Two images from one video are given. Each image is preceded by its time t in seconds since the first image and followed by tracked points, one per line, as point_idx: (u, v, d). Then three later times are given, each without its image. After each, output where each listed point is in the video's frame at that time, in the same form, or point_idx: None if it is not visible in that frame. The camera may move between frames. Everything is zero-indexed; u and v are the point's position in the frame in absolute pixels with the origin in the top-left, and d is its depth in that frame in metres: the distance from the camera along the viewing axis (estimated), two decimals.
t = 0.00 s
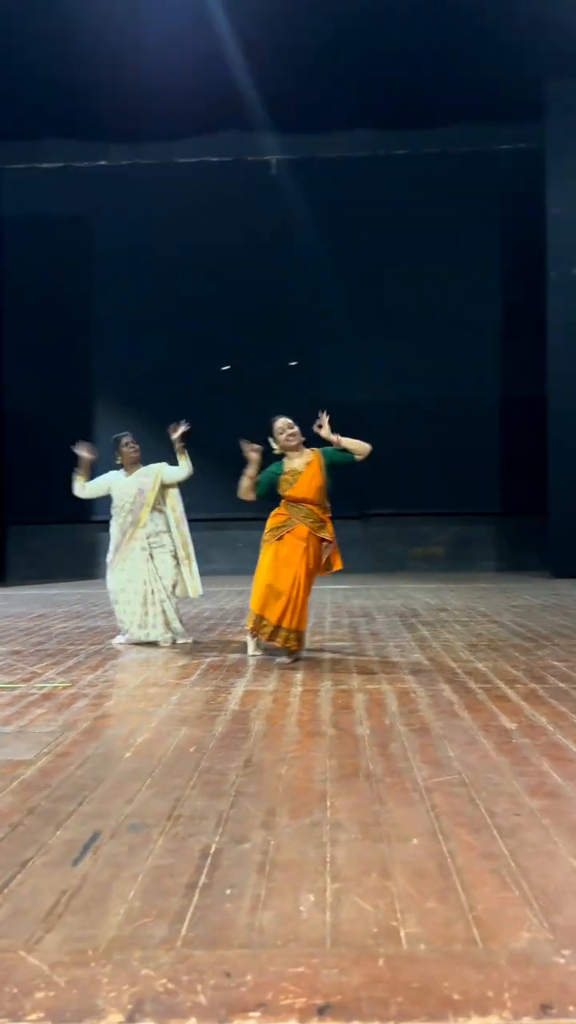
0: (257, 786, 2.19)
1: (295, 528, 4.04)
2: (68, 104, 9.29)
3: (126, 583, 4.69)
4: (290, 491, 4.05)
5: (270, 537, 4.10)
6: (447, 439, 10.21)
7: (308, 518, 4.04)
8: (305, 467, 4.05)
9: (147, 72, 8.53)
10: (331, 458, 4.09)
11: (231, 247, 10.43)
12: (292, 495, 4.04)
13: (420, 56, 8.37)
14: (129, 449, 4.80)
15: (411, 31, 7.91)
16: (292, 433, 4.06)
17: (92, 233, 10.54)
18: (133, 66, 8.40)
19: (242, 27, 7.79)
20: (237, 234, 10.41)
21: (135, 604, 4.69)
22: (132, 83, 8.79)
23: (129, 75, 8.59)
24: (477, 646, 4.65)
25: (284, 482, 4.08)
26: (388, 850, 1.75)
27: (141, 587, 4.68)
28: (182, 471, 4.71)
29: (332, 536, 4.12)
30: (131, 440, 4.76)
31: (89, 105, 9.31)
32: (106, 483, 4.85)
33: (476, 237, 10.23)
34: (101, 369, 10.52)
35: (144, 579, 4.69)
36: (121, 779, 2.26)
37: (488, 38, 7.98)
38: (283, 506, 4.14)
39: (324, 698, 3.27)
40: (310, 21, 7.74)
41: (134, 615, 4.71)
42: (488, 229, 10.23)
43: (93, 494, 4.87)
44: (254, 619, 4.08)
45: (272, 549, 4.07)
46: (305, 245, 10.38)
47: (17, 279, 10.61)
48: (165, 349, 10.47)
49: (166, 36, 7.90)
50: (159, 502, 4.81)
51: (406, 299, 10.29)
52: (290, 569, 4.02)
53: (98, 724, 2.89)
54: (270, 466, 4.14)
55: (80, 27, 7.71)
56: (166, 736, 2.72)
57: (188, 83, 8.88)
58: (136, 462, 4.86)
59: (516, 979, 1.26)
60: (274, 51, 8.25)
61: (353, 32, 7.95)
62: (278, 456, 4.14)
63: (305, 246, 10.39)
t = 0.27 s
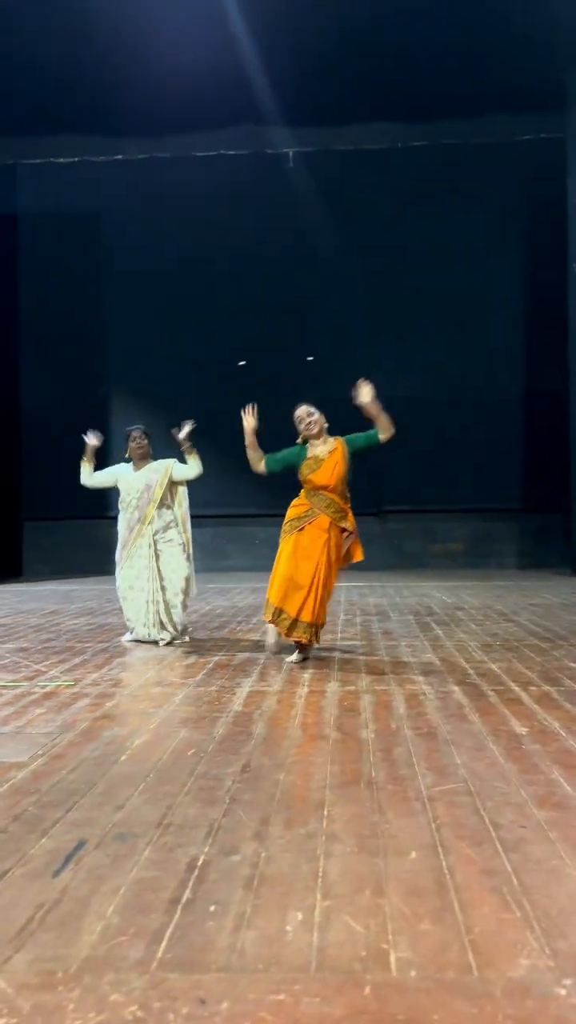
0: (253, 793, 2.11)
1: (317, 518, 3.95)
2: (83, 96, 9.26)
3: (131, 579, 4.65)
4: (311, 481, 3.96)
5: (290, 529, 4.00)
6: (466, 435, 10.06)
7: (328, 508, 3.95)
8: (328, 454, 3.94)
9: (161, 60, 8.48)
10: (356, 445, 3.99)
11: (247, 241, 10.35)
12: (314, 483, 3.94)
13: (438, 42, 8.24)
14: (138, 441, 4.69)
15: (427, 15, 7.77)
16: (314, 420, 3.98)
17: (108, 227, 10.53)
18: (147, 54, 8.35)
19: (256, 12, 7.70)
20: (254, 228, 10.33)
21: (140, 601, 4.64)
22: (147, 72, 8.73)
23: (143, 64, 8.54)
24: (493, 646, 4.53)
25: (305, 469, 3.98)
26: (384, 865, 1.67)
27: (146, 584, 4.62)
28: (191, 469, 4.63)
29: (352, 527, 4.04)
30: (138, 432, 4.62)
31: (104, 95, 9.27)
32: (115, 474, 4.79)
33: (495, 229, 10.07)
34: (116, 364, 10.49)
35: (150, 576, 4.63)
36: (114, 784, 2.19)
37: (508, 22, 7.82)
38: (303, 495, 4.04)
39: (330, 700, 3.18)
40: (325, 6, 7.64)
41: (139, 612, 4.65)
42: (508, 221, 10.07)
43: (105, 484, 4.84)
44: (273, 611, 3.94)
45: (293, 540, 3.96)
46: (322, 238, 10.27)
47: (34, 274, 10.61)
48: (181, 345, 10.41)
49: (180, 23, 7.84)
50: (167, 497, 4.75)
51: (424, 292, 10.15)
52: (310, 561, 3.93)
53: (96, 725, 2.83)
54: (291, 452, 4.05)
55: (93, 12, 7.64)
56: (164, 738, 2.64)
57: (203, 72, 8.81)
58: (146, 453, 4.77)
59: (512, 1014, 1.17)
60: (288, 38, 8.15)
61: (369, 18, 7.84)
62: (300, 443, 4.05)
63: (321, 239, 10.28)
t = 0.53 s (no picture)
0: (243, 805, 1.98)
1: (349, 505, 3.78)
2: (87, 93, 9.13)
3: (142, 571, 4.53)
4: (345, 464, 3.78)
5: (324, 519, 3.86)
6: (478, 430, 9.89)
7: (363, 494, 3.76)
8: (365, 435, 3.75)
9: (164, 54, 8.32)
10: (395, 426, 3.79)
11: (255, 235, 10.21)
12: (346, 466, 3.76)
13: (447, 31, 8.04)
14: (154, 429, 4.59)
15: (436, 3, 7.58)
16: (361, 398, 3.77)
17: (116, 223, 10.43)
18: (151, 48, 8.19)
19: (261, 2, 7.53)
20: (261, 222, 10.19)
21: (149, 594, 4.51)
22: (151, 67, 8.56)
23: (146, 58, 8.39)
24: (504, 646, 4.38)
25: (342, 449, 3.79)
26: (378, 888, 1.54)
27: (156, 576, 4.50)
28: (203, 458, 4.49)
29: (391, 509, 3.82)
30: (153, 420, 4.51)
31: (110, 91, 9.11)
32: (130, 462, 4.69)
33: (508, 221, 9.88)
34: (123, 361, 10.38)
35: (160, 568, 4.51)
36: (97, 796, 2.07)
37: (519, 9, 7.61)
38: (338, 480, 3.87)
39: (332, 704, 3.06)
40: None
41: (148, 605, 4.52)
42: (521, 213, 9.87)
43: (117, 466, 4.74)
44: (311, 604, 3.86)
45: (325, 530, 3.82)
46: (330, 231, 10.11)
47: (41, 272, 10.53)
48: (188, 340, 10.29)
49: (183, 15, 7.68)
50: (179, 487, 4.62)
51: (434, 286, 9.98)
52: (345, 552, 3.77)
53: (86, 731, 2.71)
54: (329, 422, 3.84)
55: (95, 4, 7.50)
56: (155, 745, 2.53)
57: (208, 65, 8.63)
58: (162, 441, 4.65)
59: None
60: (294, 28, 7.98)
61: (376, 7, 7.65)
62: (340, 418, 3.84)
63: (329, 232, 10.12)
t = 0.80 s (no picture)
0: (229, 820, 1.89)
1: (378, 511, 3.76)
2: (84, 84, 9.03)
3: (146, 571, 4.45)
4: (372, 471, 3.77)
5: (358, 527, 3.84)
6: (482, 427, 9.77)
7: (391, 500, 3.73)
8: (393, 439, 3.73)
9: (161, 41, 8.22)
10: (427, 433, 3.75)
11: (256, 230, 10.11)
12: (372, 472, 3.75)
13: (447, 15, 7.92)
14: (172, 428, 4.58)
15: None
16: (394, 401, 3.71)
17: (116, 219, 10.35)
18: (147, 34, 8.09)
19: None
20: (262, 217, 10.09)
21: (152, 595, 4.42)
22: (148, 54, 8.47)
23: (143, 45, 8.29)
24: (508, 648, 4.28)
25: (369, 453, 3.77)
26: (366, 912, 1.45)
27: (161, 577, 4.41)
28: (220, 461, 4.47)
29: (423, 514, 3.76)
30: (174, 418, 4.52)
31: (113, 81, 9.01)
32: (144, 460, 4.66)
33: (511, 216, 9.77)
34: (124, 358, 10.30)
35: (165, 569, 4.42)
36: (77, 808, 1.99)
37: None
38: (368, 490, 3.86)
39: (328, 709, 2.96)
40: None
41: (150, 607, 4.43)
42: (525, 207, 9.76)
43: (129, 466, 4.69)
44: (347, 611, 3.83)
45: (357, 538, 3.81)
46: (332, 226, 10.01)
47: (41, 269, 10.44)
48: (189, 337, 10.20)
49: None
50: (192, 489, 4.57)
51: (438, 281, 9.87)
52: (376, 560, 3.72)
53: (72, 738, 2.63)
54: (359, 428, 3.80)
55: None
56: (142, 753, 2.44)
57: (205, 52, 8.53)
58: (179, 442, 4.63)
59: None
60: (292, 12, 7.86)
61: None
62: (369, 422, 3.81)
63: (331, 228, 10.01)
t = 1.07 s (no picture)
0: (209, 835, 1.80)
1: (389, 512, 3.66)
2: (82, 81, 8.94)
3: (144, 574, 4.35)
4: (382, 470, 3.67)
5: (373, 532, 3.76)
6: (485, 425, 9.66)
7: (402, 499, 3.65)
8: (405, 437, 3.65)
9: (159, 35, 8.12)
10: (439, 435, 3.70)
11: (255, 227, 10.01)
12: (382, 471, 3.65)
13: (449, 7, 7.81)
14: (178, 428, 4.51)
15: None
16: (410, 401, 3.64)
17: (115, 216, 10.26)
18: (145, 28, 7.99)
19: None
20: (262, 213, 9.99)
21: (150, 600, 4.32)
22: (146, 48, 8.38)
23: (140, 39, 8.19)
24: (509, 650, 4.18)
25: (378, 451, 3.68)
26: (348, 939, 1.35)
27: (160, 581, 4.32)
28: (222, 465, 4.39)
29: (435, 512, 3.69)
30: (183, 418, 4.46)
31: (110, 78, 8.91)
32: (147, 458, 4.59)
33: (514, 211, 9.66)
34: (123, 356, 10.21)
35: (164, 573, 4.33)
36: (51, 821, 1.89)
37: None
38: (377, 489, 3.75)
39: (320, 715, 2.87)
40: None
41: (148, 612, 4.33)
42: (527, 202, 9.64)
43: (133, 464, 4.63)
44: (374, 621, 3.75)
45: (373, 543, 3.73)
46: (333, 222, 9.90)
47: (39, 266, 10.36)
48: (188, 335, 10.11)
49: None
50: (194, 494, 4.49)
51: (439, 277, 9.77)
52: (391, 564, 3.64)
53: (54, 745, 2.54)
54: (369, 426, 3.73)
55: None
56: (124, 761, 2.35)
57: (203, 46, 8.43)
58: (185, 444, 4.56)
59: None
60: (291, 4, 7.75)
61: None
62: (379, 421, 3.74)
63: (332, 223, 9.91)
